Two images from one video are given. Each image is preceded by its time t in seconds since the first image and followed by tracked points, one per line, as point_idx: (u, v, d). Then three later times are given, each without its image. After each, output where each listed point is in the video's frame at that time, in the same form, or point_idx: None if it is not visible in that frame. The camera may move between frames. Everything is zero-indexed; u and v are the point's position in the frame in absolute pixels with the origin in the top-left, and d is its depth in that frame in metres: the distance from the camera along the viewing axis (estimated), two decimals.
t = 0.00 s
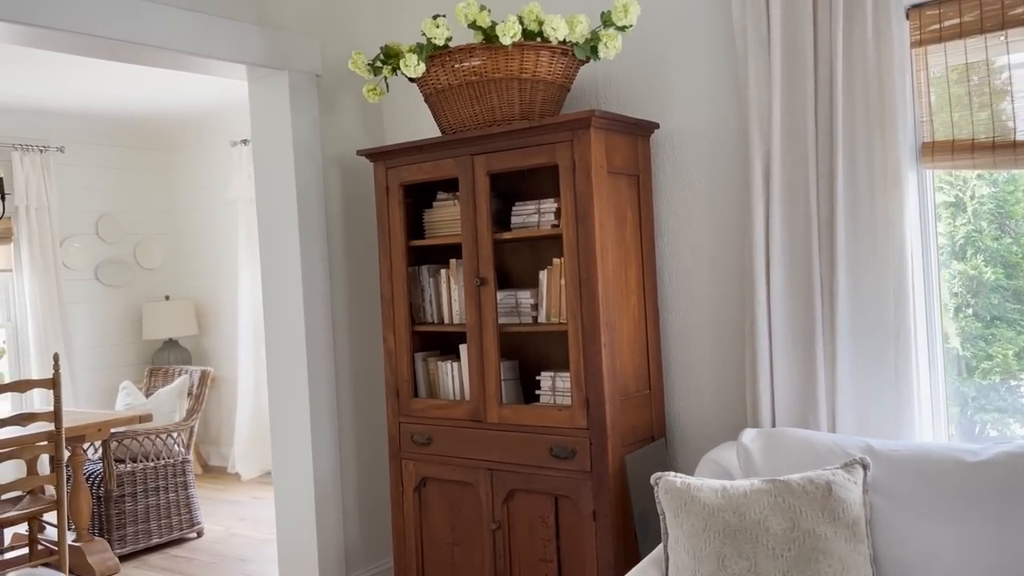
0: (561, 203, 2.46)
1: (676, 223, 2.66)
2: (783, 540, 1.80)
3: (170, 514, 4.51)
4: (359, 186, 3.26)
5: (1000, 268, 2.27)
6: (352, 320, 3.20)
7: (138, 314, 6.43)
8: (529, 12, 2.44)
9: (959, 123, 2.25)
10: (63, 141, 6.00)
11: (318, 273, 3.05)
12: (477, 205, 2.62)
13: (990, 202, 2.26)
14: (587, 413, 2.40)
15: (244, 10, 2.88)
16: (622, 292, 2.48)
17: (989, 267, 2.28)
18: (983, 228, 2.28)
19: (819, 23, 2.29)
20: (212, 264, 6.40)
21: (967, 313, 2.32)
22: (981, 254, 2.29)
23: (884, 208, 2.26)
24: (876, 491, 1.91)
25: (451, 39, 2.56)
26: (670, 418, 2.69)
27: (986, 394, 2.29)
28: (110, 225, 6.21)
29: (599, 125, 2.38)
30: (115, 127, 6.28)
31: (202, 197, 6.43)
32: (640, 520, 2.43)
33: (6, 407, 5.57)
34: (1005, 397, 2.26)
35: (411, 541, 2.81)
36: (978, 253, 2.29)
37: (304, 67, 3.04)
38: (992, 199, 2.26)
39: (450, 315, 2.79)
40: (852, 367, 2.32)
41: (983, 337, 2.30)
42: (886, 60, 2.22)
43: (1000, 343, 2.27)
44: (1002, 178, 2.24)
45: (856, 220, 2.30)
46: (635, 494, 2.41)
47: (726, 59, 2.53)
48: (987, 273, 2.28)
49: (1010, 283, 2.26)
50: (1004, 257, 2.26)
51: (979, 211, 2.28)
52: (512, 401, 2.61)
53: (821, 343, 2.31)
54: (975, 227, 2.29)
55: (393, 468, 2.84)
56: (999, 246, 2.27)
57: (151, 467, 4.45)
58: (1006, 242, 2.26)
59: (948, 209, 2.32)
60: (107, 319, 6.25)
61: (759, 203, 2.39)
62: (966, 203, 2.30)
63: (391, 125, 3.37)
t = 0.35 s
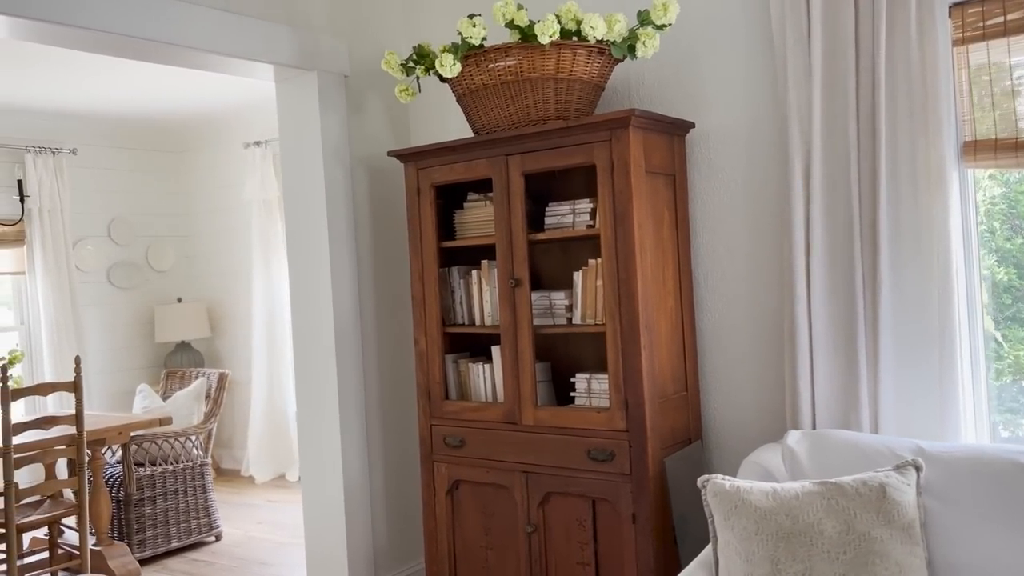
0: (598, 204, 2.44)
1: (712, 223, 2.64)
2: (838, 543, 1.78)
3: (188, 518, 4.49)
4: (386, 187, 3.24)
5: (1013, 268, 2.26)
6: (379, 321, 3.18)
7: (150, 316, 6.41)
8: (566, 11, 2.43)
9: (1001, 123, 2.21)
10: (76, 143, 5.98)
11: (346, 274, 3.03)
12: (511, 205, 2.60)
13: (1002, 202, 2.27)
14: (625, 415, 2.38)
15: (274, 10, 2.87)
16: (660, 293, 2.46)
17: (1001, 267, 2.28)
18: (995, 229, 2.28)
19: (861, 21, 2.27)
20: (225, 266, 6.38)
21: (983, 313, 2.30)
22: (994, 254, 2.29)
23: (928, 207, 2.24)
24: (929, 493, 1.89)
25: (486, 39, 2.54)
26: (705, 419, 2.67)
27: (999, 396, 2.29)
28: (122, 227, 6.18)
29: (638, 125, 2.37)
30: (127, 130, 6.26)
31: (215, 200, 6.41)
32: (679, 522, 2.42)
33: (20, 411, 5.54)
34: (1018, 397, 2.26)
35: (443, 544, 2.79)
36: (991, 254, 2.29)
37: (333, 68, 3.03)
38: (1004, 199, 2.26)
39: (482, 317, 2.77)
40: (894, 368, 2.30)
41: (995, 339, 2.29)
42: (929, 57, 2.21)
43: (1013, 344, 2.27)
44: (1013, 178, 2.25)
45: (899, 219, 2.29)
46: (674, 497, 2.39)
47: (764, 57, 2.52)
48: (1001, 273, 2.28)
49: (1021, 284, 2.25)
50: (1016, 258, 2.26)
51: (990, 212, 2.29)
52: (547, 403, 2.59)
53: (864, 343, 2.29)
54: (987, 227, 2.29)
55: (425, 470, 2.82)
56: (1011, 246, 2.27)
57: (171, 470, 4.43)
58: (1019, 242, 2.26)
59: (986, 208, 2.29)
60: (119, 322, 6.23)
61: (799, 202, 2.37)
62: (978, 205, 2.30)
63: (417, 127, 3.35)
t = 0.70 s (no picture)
0: (618, 203, 2.44)
1: (731, 222, 2.64)
2: (871, 542, 1.77)
3: (199, 521, 4.48)
4: (400, 188, 3.23)
5: (1015, 266, 2.28)
6: (394, 321, 3.18)
7: (153, 319, 6.39)
8: (587, 10, 2.42)
9: None
10: (80, 145, 5.96)
11: (362, 275, 3.02)
12: (531, 205, 2.59)
13: (1003, 202, 2.29)
14: (648, 415, 2.38)
15: (289, 10, 2.86)
16: (681, 292, 2.45)
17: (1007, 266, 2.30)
18: (998, 228, 2.30)
19: (883, 18, 2.27)
20: (229, 268, 6.37)
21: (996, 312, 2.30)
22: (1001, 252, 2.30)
23: (951, 205, 2.24)
24: (959, 491, 1.88)
25: (505, 39, 2.54)
26: (724, 419, 2.67)
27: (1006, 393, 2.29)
28: (126, 229, 6.16)
29: (660, 124, 2.36)
30: (131, 131, 6.24)
31: (219, 201, 6.40)
32: (701, 522, 2.41)
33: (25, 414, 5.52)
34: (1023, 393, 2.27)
35: (462, 545, 2.79)
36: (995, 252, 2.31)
37: (348, 68, 3.02)
38: (1005, 198, 2.28)
39: (499, 317, 2.76)
40: (917, 366, 2.30)
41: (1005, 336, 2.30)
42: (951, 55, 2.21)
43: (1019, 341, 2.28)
44: (1014, 177, 2.27)
45: (921, 217, 2.29)
46: (696, 496, 2.39)
47: (783, 56, 2.52)
48: (1005, 271, 2.29)
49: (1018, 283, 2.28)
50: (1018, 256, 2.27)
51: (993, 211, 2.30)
52: (566, 404, 2.58)
53: (887, 341, 2.29)
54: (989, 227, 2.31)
55: (443, 471, 2.81)
56: (1010, 244, 2.29)
57: (181, 473, 4.42)
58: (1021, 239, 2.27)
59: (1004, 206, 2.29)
60: (124, 324, 6.20)
61: (821, 200, 2.37)
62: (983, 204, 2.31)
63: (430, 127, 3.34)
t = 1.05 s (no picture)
0: (621, 201, 2.45)
1: (733, 219, 2.65)
2: (876, 536, 1.78)
3: (199, 521, 4.48)
4: (401, 187, 3.24)
5: (1012, 263, 2.31)
6: (396, 321, 3.19)
7: (152, 320, 6.39)
8: (589, 9, 2.43)
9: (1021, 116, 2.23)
10: (76, 146, 5.94)
11: (364, 274, 3.03)
12: (533, 204, 2.60)
13: (999, 197, 2.31)
14: (652, 411, 2.39)
15: (290, 10, 2.87)
16: (684, 289, 2.46)
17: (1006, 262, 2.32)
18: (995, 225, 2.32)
19: (883, 15, 2.29)
20: (228, 268, 6.36)
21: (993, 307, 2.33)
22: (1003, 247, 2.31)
23: (951, 200, 2.26)
24: (963, 485, 1.90)
25: (507, 37, 2.54)
26: (727, 415, 2.68)
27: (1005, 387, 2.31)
28: (123, 230, 6.15)
29: (662, 122, 2.37)
30: (127, 133, 6.24)
31: (216, 202, 6.40)
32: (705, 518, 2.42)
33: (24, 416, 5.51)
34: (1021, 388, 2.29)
35: (466, 542, 2.79)
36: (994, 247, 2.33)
37: (349, 68, 3.03)
38: (1000, 193, 2.30)
39: (502, 315, 2.77)
40: (919, 361, 2.31)
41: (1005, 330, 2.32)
42: (951, 52, 2.22)
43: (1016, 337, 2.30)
44: (1009, 172, 2.29)
45: (922, 213, 2.30)
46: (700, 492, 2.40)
47: (784, 53, 2.53)
48: (1004, 268, 2.31)
49: (1015, 279, 2.30)
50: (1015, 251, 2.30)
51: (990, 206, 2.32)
52: (570, 401, 2.59)
53: (889, 336, 2.31)
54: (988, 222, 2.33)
55: (447, 469, 2.82)
56: (1008, 240, 2.31)
57: (181, 474, 4.42)
58: (1018, 234, 2.29)
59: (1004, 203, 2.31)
60: (122, 326, 6.19)
61: (823, 197, 2.38)
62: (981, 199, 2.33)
63: (431, 127, 3.35)
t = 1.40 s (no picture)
0: (614, 197, 2.46)
1: (725, 215, 2.66)
2: (867, 527, 1.80)
3: (195, 519, 4.49)
4: (395, 185, 3.25)
5: (1002, 258, 2.32)
6: (390, 318, 3.19)
7: (146, 319, 6.38)
8: (580, 5, 2.44)
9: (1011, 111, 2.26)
10: (69, 145, 5.94)
11: (357, 272, 3.04)
12: (526, 200, 2.61)
13: (991, 192, 2.32)
14: (644, 406, 2.40)
15: (282, 8, 2.87)
16: (676, 284, 2.48)
17: (994, 258, 2.33)
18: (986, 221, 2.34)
19: (873, 11, 2.30)
20: (222, 267, 6.36)
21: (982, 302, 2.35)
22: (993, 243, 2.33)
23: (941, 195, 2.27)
24: (953, 476, 1.91)
25: (499, 34, 2.55)
26: (720, 410, 2.70)
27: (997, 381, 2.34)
28: (117, 229, 6.15)
29: (653, 117, 2.38)
30: (120, 132, 6.23)
31: (210, 201, 6.40)
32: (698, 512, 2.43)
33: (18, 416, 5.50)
34: (1012, 383, 2.31)
35: (461, 538, 2.80)
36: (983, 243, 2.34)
37: (342, 66, 3.04)
38: (992, 189, 2.32)
39: (495, 312, 2.78)
40: (910, 354, 2.33)
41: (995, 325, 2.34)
42: (941, 48, 2.24)
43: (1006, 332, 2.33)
44: (1001, 169, 2.31)
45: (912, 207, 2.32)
46: (693, 486, 2.42)
47: (775, 49, 2.54)
48: (993, 263, 2.33)
49: (1006, 273, 2.32)
50: (1005, 246, 2.31)
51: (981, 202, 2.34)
52: (563, 396, 2.60)
53: (879, 330, 2.32)
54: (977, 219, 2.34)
55: (441, 465, 2.83)
56: (998, 234, 2.33)
57: (177, 472, 4.42)
58: (1008, 231, 2.31)
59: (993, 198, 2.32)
60: (116, 325, 6.19)
61: (814, 192, 2.40)
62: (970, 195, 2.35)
63: (424, 124, 3.36)
